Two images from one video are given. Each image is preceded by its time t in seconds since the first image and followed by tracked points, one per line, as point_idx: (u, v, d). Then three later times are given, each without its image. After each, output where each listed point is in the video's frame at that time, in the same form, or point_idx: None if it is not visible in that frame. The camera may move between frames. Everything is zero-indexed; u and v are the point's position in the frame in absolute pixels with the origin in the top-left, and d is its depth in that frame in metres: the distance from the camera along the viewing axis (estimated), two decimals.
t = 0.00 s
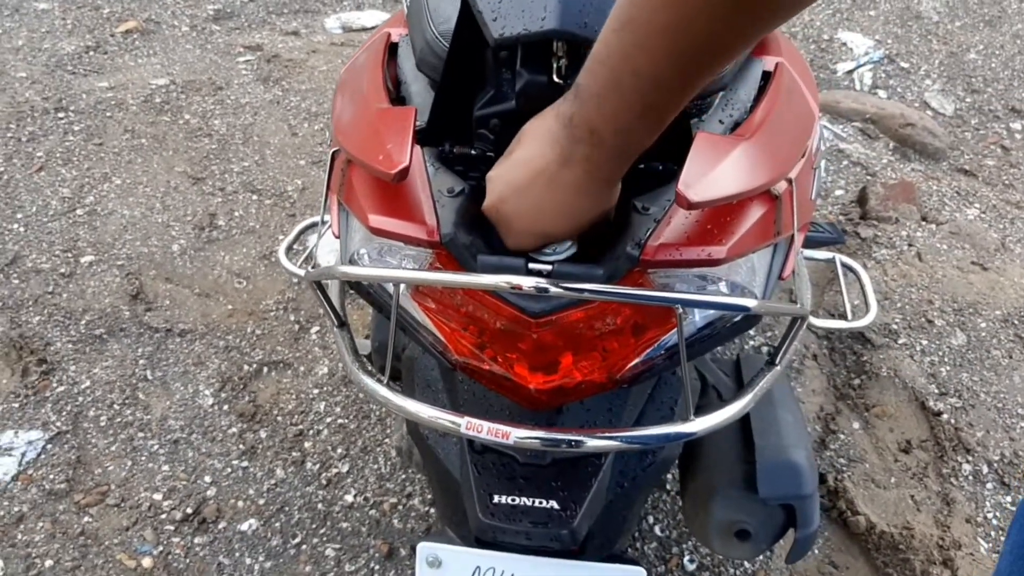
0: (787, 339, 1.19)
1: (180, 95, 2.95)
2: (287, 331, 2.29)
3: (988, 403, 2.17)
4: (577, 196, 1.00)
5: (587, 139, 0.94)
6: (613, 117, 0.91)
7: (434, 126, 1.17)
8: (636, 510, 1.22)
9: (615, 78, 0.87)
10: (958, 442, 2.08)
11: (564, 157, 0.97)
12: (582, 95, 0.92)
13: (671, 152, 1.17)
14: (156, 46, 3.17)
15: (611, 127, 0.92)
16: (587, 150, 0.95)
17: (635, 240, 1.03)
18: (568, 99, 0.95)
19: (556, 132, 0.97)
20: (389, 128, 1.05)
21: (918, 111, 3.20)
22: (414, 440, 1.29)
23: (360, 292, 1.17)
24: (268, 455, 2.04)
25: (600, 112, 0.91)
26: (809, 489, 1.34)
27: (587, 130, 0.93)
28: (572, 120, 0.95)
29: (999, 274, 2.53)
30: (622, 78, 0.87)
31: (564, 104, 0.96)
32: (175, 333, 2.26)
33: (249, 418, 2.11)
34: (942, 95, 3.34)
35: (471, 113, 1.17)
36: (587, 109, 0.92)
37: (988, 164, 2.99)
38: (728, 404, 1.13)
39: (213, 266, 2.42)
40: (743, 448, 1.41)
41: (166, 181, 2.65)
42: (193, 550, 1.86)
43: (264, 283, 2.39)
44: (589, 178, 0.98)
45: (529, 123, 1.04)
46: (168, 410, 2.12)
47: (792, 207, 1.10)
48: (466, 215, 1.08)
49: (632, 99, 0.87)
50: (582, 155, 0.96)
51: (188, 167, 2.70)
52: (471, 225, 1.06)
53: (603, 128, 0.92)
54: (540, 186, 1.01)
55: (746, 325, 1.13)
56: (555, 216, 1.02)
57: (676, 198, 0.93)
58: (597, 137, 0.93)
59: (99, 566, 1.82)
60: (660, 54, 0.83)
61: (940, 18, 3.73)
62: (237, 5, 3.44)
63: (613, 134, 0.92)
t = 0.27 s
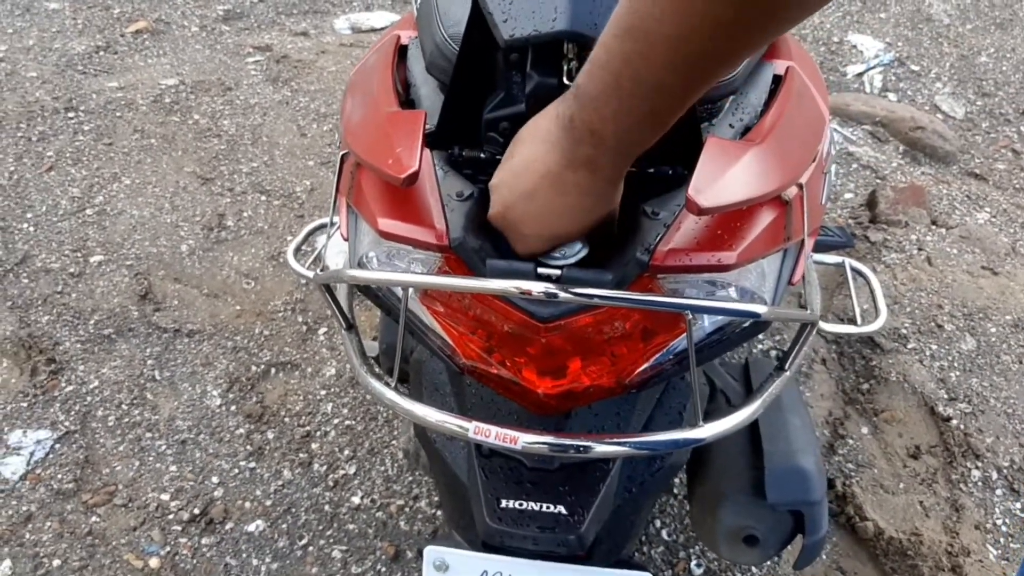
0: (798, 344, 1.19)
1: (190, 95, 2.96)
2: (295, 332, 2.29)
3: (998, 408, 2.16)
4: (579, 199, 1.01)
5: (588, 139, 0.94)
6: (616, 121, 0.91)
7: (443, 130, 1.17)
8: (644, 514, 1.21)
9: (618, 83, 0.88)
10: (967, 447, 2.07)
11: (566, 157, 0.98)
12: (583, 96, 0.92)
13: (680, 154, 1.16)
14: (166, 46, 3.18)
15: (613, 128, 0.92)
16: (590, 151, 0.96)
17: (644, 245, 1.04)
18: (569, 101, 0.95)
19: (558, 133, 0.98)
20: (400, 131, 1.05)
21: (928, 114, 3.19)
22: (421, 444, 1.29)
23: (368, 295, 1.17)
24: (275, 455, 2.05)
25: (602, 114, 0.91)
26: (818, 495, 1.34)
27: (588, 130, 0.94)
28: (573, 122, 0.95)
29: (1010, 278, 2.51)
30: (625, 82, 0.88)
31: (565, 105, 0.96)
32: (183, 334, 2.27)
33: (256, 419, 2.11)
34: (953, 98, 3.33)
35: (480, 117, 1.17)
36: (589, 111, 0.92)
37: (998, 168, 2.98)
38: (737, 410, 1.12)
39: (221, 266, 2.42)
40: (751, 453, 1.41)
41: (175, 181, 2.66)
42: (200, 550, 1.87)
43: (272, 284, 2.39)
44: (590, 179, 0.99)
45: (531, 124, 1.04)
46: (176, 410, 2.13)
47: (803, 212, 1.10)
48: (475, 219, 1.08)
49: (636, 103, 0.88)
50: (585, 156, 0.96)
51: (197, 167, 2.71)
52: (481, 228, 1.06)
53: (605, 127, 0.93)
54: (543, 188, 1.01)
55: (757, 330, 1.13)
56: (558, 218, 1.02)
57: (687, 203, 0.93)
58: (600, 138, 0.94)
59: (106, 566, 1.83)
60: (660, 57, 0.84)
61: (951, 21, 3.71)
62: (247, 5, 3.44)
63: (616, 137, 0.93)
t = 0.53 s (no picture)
0: (808, 352, 1.18)
1: (196, 97, 2.96)
2: (301, 335, 2.29)
3: (1007, 415, 2.14)
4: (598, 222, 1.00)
5: (612, 169, 0.94)
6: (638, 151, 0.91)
7: (452, 134, 1.16)
8: (652, 523, 1.20)
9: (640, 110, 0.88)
10: (976, 454, 2.05)
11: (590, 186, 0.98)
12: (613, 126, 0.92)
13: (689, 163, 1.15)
14: (173, 48, 3.18)
15: (638, 161, 0.92)
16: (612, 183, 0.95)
17: (655, 252, 1.02)
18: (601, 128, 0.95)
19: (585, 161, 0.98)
20: (409, 137, 1.04)
21: (937, 119, 3.18)
22: (428, 450, 1.28)
23: (375, 300, 1.16)
24: (280, 459, 2.04)
25: (628, 145, 0.91)
26: (827, 504, 1.33)
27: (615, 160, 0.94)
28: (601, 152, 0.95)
29: (1019, 284, 2.50)
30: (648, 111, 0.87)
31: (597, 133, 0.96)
32: (189, 336, 2.26)
33: (262, 422, 2.11)
34: (961, 102, 3.31)
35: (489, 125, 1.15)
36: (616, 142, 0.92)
37: (1008, 173, 2.96)
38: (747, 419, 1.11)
39: (227, 268, 2.42)
40: (760, 462, 1.40)
41: (181, 183, 2.65)
42: (205, 554, 1.86)
43: (278, 287, 2.39)
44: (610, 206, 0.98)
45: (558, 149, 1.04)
46: (182, 413, 2.12)
47: (815, 219, 1.09)
48: (483, 224, 1.07)
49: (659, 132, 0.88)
50: (610, 186, 0.96)
51: (204, 169, 2.70)
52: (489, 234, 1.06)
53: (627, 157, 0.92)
54: (563, 211, 1.01)
55: (767, 339, 1.12)
56: (574, 239, 1.03)
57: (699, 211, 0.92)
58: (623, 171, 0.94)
59: (111, 569, 1.82)
60: (686, 88, 0.84)
61: (960, 25, 3.70)
62: (254, 7, 3.44)
63: (637, 168, 0.93)
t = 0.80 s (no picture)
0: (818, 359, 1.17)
1: (201, 97, 2.95)
2: (305, 338, 2.27)
3: (1017, 421, 2.12)
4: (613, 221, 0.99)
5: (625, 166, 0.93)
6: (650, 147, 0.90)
7: (461, 137, 1.14)
8: (661, 531, 1.19)
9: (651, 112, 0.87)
10: (985, 461, 2.03)
11: (604, 182, 0.97)
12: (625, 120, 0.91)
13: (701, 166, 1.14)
14: (178, 48, 3.17)
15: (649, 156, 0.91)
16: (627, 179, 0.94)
17: (667, 259, 1.02)
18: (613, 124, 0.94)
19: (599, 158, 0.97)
20: (418, 142, 1.03)
21: (945, 121, 3.16)
22: (434, 456, 1.27)
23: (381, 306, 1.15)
24: (284, 462, 2.03)
25: (639, 141, 0.90)
26: (838, 512, 1.31)
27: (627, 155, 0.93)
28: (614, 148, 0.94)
29: None
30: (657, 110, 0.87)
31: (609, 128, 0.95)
32: (193, 338, 2.25)
33: (266, 424, 2.10)
34: (970, 105, 3.29)
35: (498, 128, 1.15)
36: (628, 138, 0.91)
37: (1017, 176, 2.94)
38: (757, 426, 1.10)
39: (232, 270, 2.41)
40: (769, 470, 1.38)
41: (186, 183, 2.64)
42: (208, 557, 1.85)
43: (282, 288, 2.38)
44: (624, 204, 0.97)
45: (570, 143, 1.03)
46: (185, 415, 2.11)
47: (827, 226, 1.08)
48: (492, 231, 1.07)
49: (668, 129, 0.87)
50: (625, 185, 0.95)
51: (208, 170, 2.69)
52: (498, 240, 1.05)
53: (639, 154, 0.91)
54: (575, 211, 1.00)
55: (778, 346, 1.11)
56: (589, 239, 1.02)
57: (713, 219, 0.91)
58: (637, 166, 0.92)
59: (113, 572, 1.81)
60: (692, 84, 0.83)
61: (968, 27, 3.68)
62: (259, 7, 3.43)
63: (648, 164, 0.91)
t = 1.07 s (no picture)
0: (838, 364, 1.15)
1: (207, 96, 2.93)
2: (311, 338, 2.26)
3: None
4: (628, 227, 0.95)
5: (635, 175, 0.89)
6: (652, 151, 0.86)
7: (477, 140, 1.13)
8: (675, 540, 1.18)
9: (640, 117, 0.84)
10: (997, 466, 2.02)
11: (605, 191, 0.92)
12: (616, 124, 0.86)
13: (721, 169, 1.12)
14: (184, 46, 3.16)
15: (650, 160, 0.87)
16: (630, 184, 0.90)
17: (687, 265, 0.98)
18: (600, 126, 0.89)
19: (591, 164, 0.92)
20: (435, 145, 1.01)
21: (955, 123, 3.14)
22: (444, 461, 1.26)
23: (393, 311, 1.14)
24: (290, 464, 2.02)
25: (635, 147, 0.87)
26: (852, 521, 1.30)
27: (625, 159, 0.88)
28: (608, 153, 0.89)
29: None
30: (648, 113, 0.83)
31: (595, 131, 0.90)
32: (198, 338, 2.24)
33: (272, 426, 2.08)
34: (979, 107, 3.27)
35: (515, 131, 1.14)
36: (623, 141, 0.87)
37: None
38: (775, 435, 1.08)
39: (238, 270, 2.39)
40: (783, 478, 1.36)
41: (192, 183, 2.63)
42: (214, 560, 1.84)
43: (289, 289, 2.36)
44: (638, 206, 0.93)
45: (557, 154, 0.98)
46: (191, 416, 2.10)
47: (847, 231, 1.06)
48: (508, 233, 1.03)
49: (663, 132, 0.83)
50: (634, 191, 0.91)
51: (214, 169, 2.68)
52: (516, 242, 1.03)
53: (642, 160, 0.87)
54: (584, 228, 0.95)
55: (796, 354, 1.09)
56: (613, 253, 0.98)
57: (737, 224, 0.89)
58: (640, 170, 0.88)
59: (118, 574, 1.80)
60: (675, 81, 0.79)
61: (977, 28, 3.66)
62: (265, 5, 3.42)
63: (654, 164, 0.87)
